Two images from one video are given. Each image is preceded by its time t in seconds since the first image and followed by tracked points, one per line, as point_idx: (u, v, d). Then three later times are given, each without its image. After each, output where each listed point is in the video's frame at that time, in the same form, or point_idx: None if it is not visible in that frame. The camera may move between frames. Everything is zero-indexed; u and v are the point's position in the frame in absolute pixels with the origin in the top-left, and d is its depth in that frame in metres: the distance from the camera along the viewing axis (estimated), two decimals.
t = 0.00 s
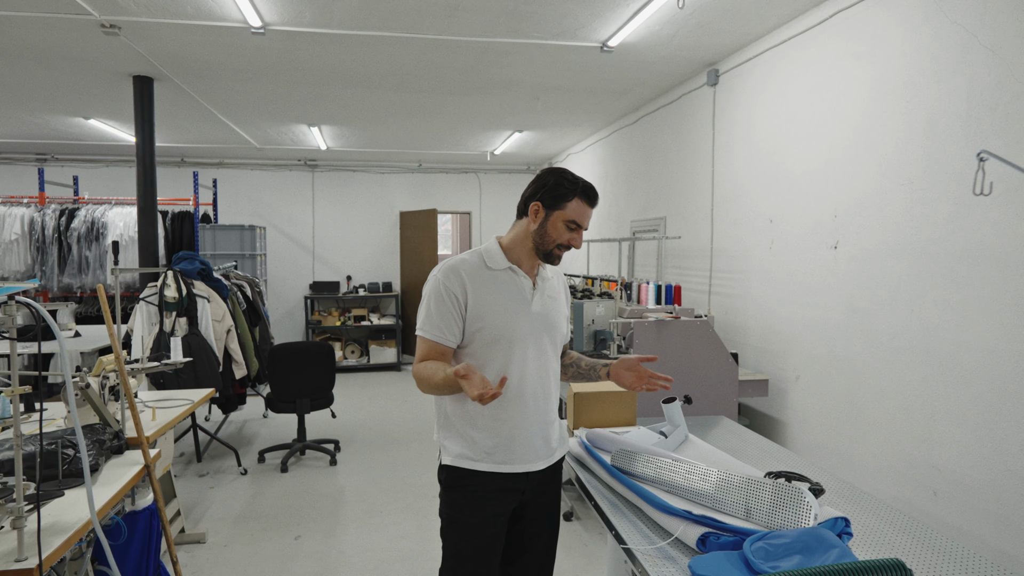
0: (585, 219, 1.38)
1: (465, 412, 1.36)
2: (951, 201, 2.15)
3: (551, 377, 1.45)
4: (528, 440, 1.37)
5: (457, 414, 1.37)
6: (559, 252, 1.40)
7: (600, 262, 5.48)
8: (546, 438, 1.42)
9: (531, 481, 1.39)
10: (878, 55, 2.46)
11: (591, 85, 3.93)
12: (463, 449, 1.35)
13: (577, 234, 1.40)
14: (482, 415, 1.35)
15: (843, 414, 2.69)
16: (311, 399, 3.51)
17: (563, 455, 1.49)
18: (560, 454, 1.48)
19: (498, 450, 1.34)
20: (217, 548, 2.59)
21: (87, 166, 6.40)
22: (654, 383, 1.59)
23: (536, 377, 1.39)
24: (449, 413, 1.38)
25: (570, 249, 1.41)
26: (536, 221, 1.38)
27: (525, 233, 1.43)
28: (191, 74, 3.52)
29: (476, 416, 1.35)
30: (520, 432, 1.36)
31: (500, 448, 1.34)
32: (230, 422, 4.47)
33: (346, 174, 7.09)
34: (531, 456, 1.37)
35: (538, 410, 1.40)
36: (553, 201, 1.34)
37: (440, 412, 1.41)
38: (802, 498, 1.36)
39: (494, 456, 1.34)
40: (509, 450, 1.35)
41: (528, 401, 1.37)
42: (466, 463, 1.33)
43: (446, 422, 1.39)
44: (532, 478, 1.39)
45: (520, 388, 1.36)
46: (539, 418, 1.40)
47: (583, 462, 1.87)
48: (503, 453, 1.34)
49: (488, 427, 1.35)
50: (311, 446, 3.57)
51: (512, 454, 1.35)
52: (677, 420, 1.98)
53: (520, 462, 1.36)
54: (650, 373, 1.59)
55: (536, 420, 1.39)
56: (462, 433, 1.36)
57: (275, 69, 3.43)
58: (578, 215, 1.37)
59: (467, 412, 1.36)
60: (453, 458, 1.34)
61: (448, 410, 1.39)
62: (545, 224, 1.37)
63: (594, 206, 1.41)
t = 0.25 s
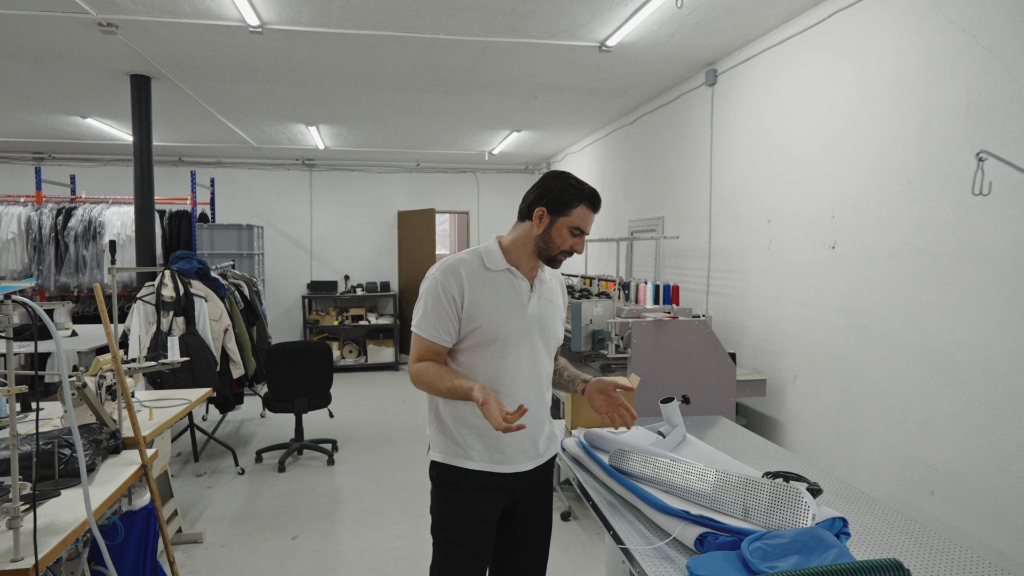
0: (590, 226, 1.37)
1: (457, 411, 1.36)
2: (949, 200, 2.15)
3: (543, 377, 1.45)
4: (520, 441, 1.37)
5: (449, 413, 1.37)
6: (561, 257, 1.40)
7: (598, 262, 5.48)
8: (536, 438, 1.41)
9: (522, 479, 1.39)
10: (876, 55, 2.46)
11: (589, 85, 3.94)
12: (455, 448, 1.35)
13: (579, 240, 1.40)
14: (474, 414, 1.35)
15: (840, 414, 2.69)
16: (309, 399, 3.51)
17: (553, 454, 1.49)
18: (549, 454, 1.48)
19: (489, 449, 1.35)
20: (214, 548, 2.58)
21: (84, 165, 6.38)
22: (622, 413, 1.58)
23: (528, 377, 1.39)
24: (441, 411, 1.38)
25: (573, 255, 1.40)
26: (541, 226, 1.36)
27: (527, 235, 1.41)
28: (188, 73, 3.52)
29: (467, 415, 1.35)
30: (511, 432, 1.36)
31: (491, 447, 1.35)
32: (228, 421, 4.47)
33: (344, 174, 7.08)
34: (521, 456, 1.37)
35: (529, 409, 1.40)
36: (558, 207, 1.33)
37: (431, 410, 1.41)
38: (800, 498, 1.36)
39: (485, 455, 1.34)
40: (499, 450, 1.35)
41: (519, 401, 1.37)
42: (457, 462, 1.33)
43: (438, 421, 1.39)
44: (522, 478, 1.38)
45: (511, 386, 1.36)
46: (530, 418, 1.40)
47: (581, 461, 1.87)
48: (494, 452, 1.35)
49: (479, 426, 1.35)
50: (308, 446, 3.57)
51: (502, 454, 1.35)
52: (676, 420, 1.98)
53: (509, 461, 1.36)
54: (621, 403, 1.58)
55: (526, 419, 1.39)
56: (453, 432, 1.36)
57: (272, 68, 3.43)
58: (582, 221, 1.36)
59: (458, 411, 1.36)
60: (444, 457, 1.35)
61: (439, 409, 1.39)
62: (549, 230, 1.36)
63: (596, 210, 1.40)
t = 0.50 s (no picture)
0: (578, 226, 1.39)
1: (446, 411, 1.36)
2: (945, 201, 2.16)
3: (531, 376, 1.45)
4: (509, 440, 1.37)
5: (438, 413, 1.36)
6: (552, 257, 1.41)
7: (595, 262, 5.49)
8: (526, 438, 1.41)
9: (513, 479, 1.39)
10: (874, 56, 2.46)
11: (586, 85, 3.94)
12: (444, 449, 1.35)
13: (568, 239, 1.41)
14: (463, 414, 1.35)
15: (836, 414, 2.70)
16: (305, 399, 3.50)
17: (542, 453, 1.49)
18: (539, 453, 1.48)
19: (478, 450, 1.35)
20: (210, 548, 2.57)
21: (80, 163, 6.36)
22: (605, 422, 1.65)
23: (515, 377, 1.40)
24: (430, 412, 1.38)
25: (562, 254, 1.42)
26: (531, 227, 1.37)
27: (515, 235, 1.41)
28: (185, 72, 3.51)
29: (456, 416, 1.35)
30: (500, 432, 1.36)
31: (481, 447, 1.35)
32: (224, 421, 4.46)
33: (341, 173, 7.07)
34: (511, 455, 1.37)
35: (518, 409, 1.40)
36: (549, 209, 1.33)
37: (420, 411, 1.40)
38: (797, 498, 1.36)
39: (475, 455, 1.34)
40: (489, 450, 1.35)
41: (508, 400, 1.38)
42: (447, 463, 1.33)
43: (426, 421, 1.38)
44: (513, 477, 1.38)
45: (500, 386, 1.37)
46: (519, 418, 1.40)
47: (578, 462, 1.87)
48: (484, 452, 1.35)
49: (468, 426, 1.35)
50: (305, 445, 3.56)
51: (492, 454, 1.35)
52: (672, 420, 1.98)
53: (499, 461, 1.36)
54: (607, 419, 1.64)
55: (516, 419, 1.39)
56: (442, 432, 1.36)
57: (269, 67, 3.42)
58: (571, 222, 1.37)
59: (447, 412, 1.35)
60: (434, 458, 1.34)
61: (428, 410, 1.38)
62: (540, 232, 1.36)
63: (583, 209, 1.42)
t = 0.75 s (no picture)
0: (553, 217, 1.40)
1: (429, 411, 1.35)
2: (943, 202, 2.16)
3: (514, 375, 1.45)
4: (493, 439, 1.37)
5: (421, 414, 1.36)
6: (530, 250, 1.41)
7: (593, 261, 5.49)
8: (510, 436, 1.41)
9: (498, 478, 1.38)
10: (873, 56, 2.46)
11: (584, 84, 3.94)
12: (427, 449, 1.35)
13: (544, 231, 1.42)
14: (446, 414, 1.35)
15: (833, 414, 2.70)
16: (303, 398, 3.50)
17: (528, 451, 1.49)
18: (524, 452, 1.47)
19: (462, 450, 1.34)
20: (207, 548, 2.57)
21: (77, 162, 6.34)
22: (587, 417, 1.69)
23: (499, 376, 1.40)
24: (412, 413, 1.37)
25: (539, 247, 1.42)
26: (508, 223, 1.37)
27: (492, 232, 1.41)
28: (183, 70, 3.50)
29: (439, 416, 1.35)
30: (484, 431, 1.36)
31: (465, 447, 1.34)
32: (221, 420, 4.45)
33: (339, 172, 7.07)
34: (495, 454, 1.37)
35: (502, 407, 1.40)
36: (523, 202, 1.34)
37: (403, 412, 1.40)
38: (795, 498, 1.36)
39: (458, 455, 1.34)
40: (473, 449, 1.35)
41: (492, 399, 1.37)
42: (430, 464, 1.33)
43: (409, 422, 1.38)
44: (498, 476, 1.38)
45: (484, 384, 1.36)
46: (503, 416, 1.39)
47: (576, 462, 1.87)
48: (467, 451, 1.34)
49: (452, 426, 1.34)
50: (302, 445, 3.56)
51: (476, 454, 1.35)
52: (671, 419, 1.98)
53: (484, 460, 1.36)
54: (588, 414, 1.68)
55: (500, 418, 1.39)
56: (425, 433, 1.35)
57: (267, 65, 3.41)
58: (546, 214, 1.38)
59: (429, 413, 1.35)
60: (417, 459, 1.34)
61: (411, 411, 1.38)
62: (517, 226, 1.37)
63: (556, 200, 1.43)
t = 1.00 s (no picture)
0: (517, 204, 1.38)
1: (401, 409, 1.36)
2: (942, 203, 2.17)
3: (490, 372, 1.45)
4: (467, 437, 1.37)
5: (393, 412, 1.36)
6: (499, 241, 1.39)
7: (592, 261, 5.49)
8: (484, 434, 1.40)
9: (471, 475, 1.38)
10: (872, 57, 2.47)
11: (584, 84, 3.94)
12: (398, 447, 1.35)
13: (512, 220, 1.39)
14: (418, 412, 1.35)
15: (832, 414, 2.71)
16: (301, 397, 3.50)
17: (504, 449, 1.47)
18: (500, 450, 1.46)
19: (433, 447, 1.34)
20: (205, 547, 2.57)
21: (74, 160, 6.32)
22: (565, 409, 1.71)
23: (471, 373, 1.39)
24: (385, 411, 1.38)
25: (509, 237, 1.40)
26: (471, 216, 1.37)
27: (460, 228, 1.41)
28: (181, 69, 3.49)
29: (410, 413, 1.35)
30: (455, 428, 1.35)
31: (436, 445, 1.34)
32: (218, 419, 4.45)
33: (338, 172, 7.06)
34: (467, 452, 1.37)
35: (474, 404, 1.39)
36: (481, 192, 1.34)
37: (377, 410, 1.41)
38: (795, 499, 1.36)
39: (430, 452, 1.34)
40: (445, 447, 1.35)
41: (463, 396, 1.37)
42: (401, 461, 1.33)
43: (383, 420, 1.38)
44: (471, 473, 1.38)
45: (456, 382, 1.36)
46: (475, 413, 1.39)
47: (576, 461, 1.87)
48: (438, 449, 1.34)
49: (423, 423, 1.34)
50: (300, 444, 3.55)
51: (448, 451, 1.35)
52: (670, 419, 1.98)
53: (456, 457, 1.36)
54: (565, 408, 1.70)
55: (472, 415, 1.38)
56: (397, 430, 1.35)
57: (266, 64, 3.41)
58: (509, 202, 1.37)
59: (401, 411, 1.35)
60: (388, 457, 1.34)
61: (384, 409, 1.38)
62: (480, 217, 1.36)
63: (521, 188, 1.41)
